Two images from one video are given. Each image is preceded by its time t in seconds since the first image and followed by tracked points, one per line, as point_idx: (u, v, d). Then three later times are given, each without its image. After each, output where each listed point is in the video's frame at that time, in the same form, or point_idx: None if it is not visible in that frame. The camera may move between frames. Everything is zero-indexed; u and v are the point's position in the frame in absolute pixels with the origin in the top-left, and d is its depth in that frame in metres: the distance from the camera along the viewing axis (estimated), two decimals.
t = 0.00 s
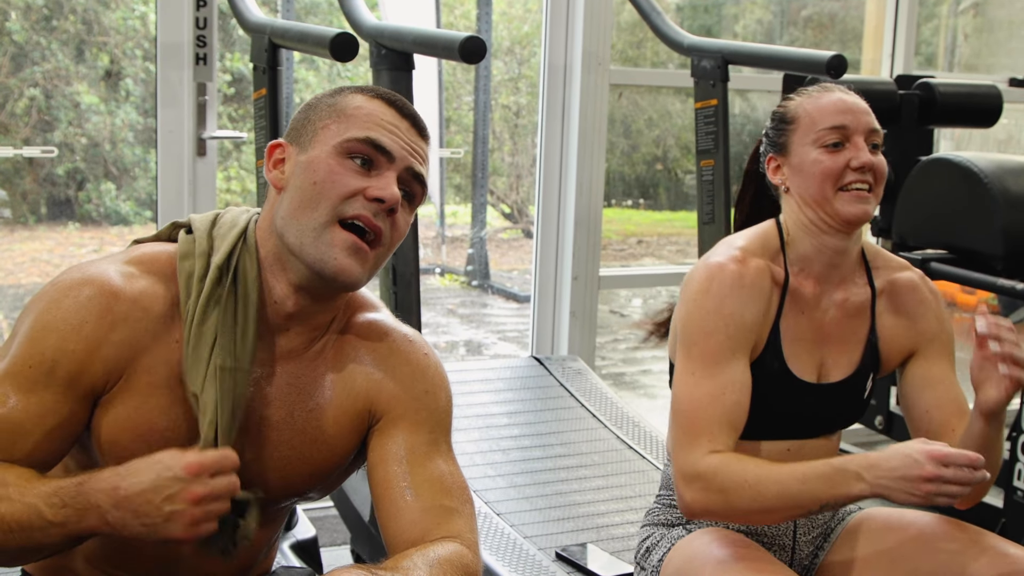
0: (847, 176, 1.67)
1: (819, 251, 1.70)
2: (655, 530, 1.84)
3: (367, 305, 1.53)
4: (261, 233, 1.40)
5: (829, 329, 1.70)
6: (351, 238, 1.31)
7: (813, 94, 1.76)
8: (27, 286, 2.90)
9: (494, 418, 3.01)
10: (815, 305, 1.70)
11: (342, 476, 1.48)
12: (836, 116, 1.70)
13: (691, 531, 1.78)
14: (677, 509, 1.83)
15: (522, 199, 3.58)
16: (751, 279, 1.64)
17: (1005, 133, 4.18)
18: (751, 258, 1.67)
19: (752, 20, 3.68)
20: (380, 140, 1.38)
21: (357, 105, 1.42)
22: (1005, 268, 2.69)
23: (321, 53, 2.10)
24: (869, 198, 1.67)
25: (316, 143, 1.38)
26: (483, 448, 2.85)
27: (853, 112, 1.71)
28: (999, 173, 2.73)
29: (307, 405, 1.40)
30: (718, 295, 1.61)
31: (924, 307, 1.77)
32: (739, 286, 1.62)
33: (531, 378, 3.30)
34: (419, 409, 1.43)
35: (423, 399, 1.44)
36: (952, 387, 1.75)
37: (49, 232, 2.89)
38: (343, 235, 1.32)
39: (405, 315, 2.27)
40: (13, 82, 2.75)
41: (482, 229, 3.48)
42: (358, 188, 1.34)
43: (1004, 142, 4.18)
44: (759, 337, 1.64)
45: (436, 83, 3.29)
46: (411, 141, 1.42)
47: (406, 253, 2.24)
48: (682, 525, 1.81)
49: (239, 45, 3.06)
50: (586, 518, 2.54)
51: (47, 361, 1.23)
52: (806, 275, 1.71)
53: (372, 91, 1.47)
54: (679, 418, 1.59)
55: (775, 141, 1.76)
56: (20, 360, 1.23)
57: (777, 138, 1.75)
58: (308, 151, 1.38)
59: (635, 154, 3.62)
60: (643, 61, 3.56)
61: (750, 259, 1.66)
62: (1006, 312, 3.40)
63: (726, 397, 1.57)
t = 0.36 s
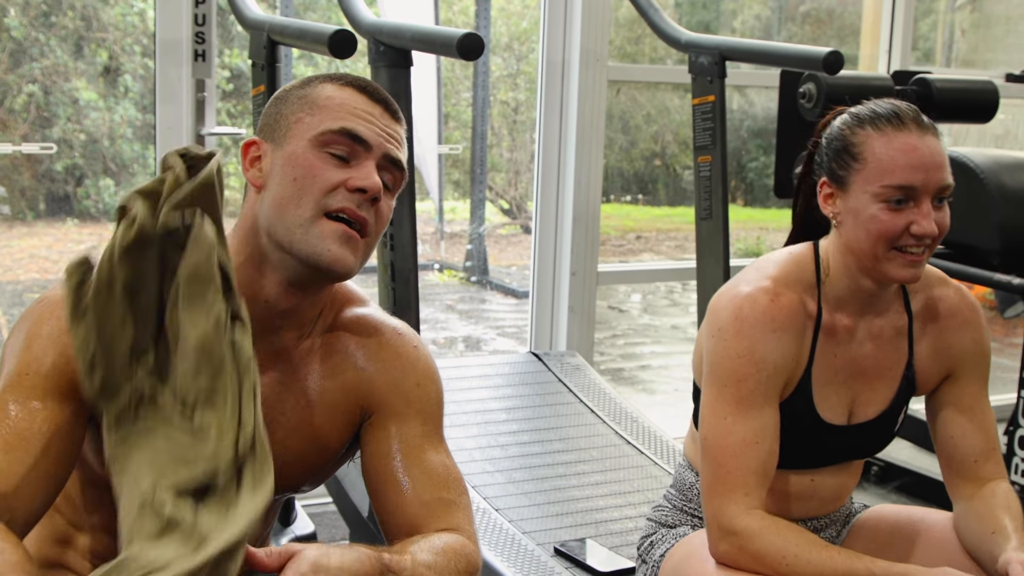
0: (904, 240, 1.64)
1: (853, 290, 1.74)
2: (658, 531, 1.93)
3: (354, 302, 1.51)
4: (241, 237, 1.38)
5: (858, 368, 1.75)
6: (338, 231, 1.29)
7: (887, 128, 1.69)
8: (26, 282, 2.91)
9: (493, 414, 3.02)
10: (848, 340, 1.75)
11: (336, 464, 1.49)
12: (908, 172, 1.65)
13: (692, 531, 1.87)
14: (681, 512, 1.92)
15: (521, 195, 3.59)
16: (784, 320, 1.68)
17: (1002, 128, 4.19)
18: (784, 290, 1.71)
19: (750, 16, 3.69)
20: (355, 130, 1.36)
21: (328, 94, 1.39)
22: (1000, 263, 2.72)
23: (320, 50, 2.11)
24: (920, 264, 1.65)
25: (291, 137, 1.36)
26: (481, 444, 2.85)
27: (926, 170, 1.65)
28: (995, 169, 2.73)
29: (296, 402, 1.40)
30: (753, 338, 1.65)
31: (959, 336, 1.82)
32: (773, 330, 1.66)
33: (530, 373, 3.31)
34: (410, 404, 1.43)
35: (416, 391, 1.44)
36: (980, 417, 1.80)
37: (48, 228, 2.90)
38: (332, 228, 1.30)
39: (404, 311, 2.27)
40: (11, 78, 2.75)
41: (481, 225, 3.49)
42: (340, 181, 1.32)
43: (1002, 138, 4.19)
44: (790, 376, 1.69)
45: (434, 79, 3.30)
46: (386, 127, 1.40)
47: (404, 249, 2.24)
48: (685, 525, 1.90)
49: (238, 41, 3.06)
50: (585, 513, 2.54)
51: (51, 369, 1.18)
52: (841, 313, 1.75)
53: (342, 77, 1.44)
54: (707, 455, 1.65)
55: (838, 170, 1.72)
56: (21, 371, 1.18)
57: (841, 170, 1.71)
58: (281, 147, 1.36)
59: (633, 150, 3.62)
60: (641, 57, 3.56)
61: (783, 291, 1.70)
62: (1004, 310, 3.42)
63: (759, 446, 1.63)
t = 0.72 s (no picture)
0: (939, 291, 1.61)
1: (880, 326, 1.73)
2: (661, 528, 1.95)
3: (313, 297, 1.58)
4: (175, 253, 1.44)
5: (876, 401, 1.76)
6: (270, 242, 1.34)
7: (933, 174, 1.64)
8: (26, 282, 2.91)
9: (494, 413, 3.03)
10: (869, 374, 1.76)
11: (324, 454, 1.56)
12: (952, 223, 1.61)
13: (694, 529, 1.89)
14: (684, 510, 1.93)
15: (520, 194, 3.59)
16: (806, 333, 1.69)
17: (1001, 126, 4.20)
18: (810, 302, 1.73)
19: (748, 15, 3.70)
20: (258, 130, 1.38)
21: (218, 97, 1.41)
22: (999, 261, 2.74)
23: (320, 50, 2.11)
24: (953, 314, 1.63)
25: (200, 151, 1.40)
26: (482, 443, 2.86)
27: (971, 223, 1.61)
28: (994, 168, 2.74)
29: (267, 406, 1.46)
30: (773, 346, 1.66)
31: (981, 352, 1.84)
32: (792, 343, 1.67)
33: (530, 372, 3.31)
34: (385, 399, 1.51)
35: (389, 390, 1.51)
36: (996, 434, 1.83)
37: (47, 228, 2.90)
38: (265, 237, 1.34)
39: (404, 310, 2.28)
40: (10, 78, 2.75)
41: (480, 224, 3.49)
42: (257, 189, 1.36)
43: (1000, 135, 4.20)
44: (809, 388, 1.70)
45: (433, 78, 3.30)
46: (291, 109, 1.42)
47: (404, 249, 2.25)
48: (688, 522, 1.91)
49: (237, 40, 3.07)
50: (585, 511, 2.55)
51: (19, 418, 1.28)
52: (866, 347, 1.75)
53: (230, 63, 1.45)
54: (720, 458, 1.66)
55: (875, 210, 1.68)
56: None
57: (881, 208, 1.67)
58: (195, 162, 1.40)
59: (632, 149, 3.63)
60: (640, 56, 3.56)
61: (806, 304, 1.72)
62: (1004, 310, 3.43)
63: (773, 455, 1.63)
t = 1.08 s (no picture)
0: (966, 298, 1.63)
1: (889, 334, 1.74)
2: (664, 525, 1.95)
3: (301, 307, 1.58)
4: (143, 270, 1.45)
5: (881, 404, 1.77)
6: (228, 271, 1.33)
7: (952, 182, 1.65)
8: (32, 281, 2.92)
9: (498, 411, 3.04)
10: (877, 381, 1.77)
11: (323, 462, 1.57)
12: (976, 231, 1.62)
13: (698, 526, 1.89)
14: (687, 508, 1.94)
15: (523, 194, 3.60)
16: (823, 333, 1.69)
17: (1006, 124, 4.20)
18: (827, 303, 1.73)
19: (752, 14, 3.70)
20: (209, 152, 1.35)
21: (166, 115, 1.38)
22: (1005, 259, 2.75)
23: (326, 50, 2.12)
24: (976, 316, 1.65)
25: (153, 173, 1.38)
26: (487, 440, 2.87)
27: (994, 228, 1.63)
28: (999, 166, 2.74)
29: (251, 420, 1.47)
30: (790, 345, 1.66)
31: (985, 350, 1.84)
32: (808, 343, 1.67)
33: (534, 371, 3.32)
34: (379, 412, 1.52)
35: (381, 404, 1.52)
36: (996, 430, 1.84)
37: (53, 228, 2.91)
38: (225, 264, 1.33)
39: (411, 309, 2.29)
40: (16, 79, 2.76)
41: (484, 224, 3.49)
42: (213, 218, 1.34)
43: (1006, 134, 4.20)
44: (818, 392, 1.71)
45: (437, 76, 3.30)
46: (245, 122, 1.38)
47: (410, 248, 2.26)
48: (691, 521, 1.92)
49: (241, 41, 3.08)
50: (591, 509, 2.56)
51: None
52: (876, 353, 1.76)
53: (179, 74, 1.42)
54: (729, 454, 1.67)
55: (893, 220, 1.68)
56: None
57: (899, 218, 1.67)
58: (147, 185, 1.38)
59: (636, 149, 3.63)
60: (644, 55, 3.57)
61: (822, 304, 1.72)
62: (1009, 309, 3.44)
63: (783, 453, 1.64)
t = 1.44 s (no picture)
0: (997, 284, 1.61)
1: (921, 322, 1.72)
2: (698, 519, 1.94)
3: (337, 299, 1.57)
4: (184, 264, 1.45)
5: (915, 394, 1.76)
6: (262, 274, 1.33)
7: (982, 169, 1.64)
8: (68, 273, 2.94)
9: (531, 404, 3.03)
10: (910, 370, 1.75)
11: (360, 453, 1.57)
12: (1006, 216, 1.61)
13: (733, 520, 1.88)
14: (720, 501, 1.92)
15: (556, 187, 3.59)
16: (855, 324, 1.68)
17: None
18: (859, 295, 1.72)
19: (787, 7, 3.68)
20: (249, 156, 1.35)
21: (210, 114, 1.38)
22: None
23: (362, 41, 2.12)
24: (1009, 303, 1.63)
25: (193, 174, 1.38)
26: (520, 433, 2.86)
27: None
28: None
29: (289, 413, 1.47)
30: (822, 337, 1.65)
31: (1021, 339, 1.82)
32: (841, 335, 1.66)
33: (566, 364, 3.31)
34: (415, 404, 1.51)
35: (417, 395, 1.51)
36: None
37: (87, 220, 2.92)
38: (257, 268, 1.34)
39: (445, 301, 2.28)
40: (50, 72, 2.77)
41: (517, 217, 3.50)
42: (250, 219, 1.34)
43: None
44: (852, 381, 1.69)
45: (468, 72, 3.30)
46: (286, 126, 1.38)
47: (444, 240, 2.25)
48: (725, 514, 1.91)
49: (274, 34, 3.08)
50: (623, 503, 2.55)
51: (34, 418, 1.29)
52: (908, 343, 1.74)
53: (224, 72, 1.41)
54: (763, 447, 1.66)
55: (923, 207, 1.67)
56: (8, 426, 1.29)
57: (928, 206, 1.66)
58: (190, 184, 1.39)
59: (669, 143, 3.62)
60: (677, 48, 3.55)
61: (855, 296, 1.71)
62: None
63: (818, 445, 1.64)
